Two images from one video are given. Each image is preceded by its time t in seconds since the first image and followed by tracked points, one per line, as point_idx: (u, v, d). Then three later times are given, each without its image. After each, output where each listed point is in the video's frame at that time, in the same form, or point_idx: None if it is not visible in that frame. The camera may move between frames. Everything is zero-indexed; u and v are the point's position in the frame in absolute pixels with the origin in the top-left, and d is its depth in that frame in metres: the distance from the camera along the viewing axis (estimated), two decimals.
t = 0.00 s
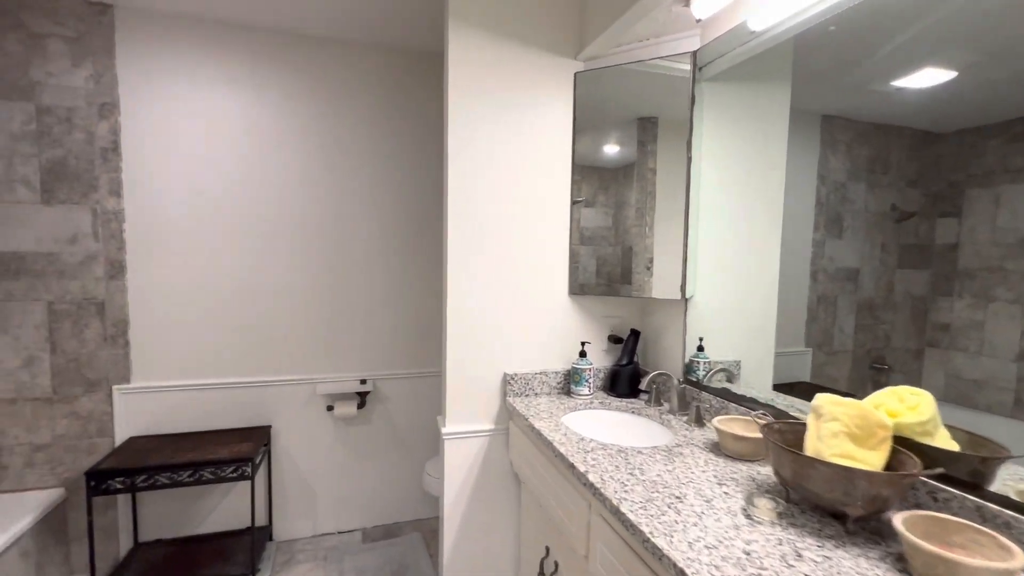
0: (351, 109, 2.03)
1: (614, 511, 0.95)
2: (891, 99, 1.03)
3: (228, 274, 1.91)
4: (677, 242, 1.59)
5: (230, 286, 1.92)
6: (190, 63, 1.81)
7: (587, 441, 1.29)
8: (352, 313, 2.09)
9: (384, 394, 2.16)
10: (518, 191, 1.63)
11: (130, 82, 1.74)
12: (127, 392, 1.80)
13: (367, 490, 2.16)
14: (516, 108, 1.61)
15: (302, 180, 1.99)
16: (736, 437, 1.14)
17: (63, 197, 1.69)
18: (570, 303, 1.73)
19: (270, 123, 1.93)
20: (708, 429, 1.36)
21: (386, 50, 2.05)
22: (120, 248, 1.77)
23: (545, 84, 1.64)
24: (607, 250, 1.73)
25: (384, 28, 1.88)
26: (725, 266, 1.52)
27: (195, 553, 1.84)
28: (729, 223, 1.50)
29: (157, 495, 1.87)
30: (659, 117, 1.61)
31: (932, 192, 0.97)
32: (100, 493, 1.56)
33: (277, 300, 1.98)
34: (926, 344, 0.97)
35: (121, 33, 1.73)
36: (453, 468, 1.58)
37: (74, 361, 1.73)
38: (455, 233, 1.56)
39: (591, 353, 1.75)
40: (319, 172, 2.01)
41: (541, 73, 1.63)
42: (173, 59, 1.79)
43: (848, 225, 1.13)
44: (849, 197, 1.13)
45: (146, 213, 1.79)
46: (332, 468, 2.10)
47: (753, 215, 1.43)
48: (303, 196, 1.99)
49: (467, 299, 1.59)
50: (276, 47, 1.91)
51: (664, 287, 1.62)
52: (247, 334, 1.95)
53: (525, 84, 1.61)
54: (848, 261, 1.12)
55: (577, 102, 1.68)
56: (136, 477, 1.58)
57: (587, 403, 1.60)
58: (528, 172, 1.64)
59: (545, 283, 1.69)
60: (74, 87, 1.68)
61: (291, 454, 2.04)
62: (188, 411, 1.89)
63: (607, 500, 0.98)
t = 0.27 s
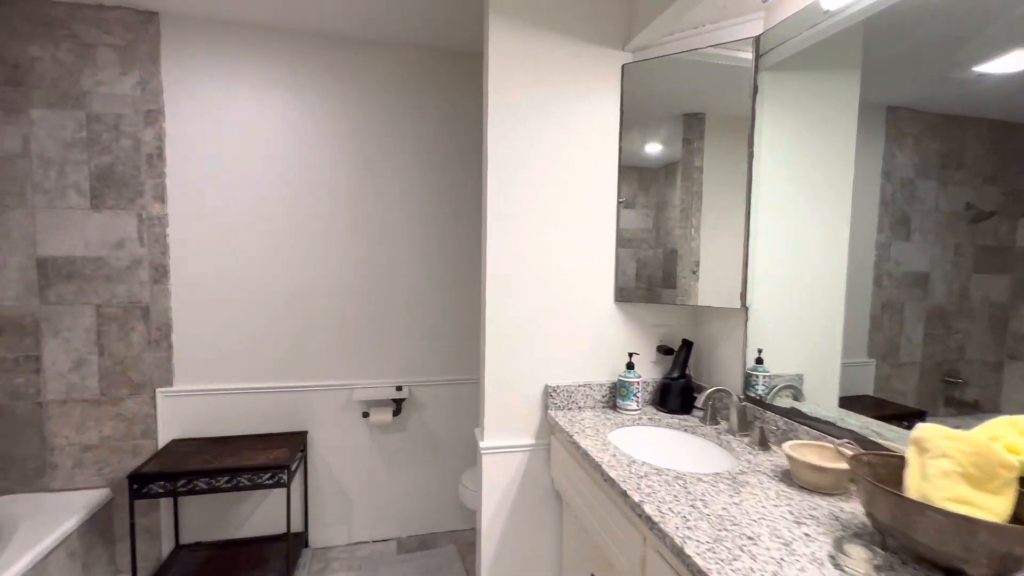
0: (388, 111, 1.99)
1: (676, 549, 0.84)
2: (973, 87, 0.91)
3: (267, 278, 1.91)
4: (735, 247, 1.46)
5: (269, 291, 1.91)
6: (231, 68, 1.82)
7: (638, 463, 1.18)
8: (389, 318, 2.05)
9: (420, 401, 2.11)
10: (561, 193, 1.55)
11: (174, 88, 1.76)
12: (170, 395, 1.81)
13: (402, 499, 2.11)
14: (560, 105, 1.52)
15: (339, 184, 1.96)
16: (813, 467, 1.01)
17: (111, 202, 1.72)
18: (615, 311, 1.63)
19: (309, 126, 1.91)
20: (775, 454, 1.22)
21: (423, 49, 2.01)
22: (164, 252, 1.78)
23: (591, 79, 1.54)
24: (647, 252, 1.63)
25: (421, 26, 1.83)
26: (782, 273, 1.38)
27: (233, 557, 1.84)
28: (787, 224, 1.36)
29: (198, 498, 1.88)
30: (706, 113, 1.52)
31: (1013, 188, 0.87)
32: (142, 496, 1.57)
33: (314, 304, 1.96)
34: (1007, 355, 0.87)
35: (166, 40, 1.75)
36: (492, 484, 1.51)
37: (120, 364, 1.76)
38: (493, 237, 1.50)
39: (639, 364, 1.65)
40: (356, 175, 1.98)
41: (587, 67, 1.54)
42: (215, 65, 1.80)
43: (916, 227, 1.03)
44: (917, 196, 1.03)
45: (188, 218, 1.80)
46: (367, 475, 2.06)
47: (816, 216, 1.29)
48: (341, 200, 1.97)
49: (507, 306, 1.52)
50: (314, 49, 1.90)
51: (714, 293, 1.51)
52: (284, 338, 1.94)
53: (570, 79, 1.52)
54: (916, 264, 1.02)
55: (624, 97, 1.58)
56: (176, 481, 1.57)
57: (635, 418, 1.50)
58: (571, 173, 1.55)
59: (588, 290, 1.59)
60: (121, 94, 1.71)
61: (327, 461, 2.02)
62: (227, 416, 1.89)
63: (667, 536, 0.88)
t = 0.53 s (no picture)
0: (428, 109, 1.95)
1: None
2: None
3: (308, 279, 1.90)
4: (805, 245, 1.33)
5: (310, 291, 1.91)
6: (275, 70, 1.83)
7: (698, 485, 1.07)
8: (427, 320, 2.01)
9: (459, 405, 2.05)
10: (609, 189, 1.45)
11: (221, 92, 1.78)
12: (216, 394, 1.84)
13: (440, 505, 2.06)
14: (609, 96, 1.43)
15: (379, 184, 1.94)
16: (910, 499, 0.87)
17: (161, 204, 1.76)
18: (666, 315, 1.51)
19: (349, 126, 1.90)
20: (858, 480, 1.08)
21: (464, 45, 1.95)
22: (211, 253, 1.81)
23: (643, 67, 1.44)
24: (694, 253, 1.52)
25: (463, 20, 1.78)
26: (849, 276, 1.24)
27: (274, 557, 1.84)
28: (860, 220, 1.22)
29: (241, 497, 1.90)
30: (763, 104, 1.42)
31: None
32: (187, 495, 1.58)
33: (354, 306, 1.95)
34: None
35: (214, 44, 1.77)
36: (534, 497, 1.43)
37: (169, 363, 1.79)
38: (536, 236, 1.42)
39: (695, 372, 1.53)
40: (396, 175, 1.95)
41: (639, 54, 1.44)
42: (259, 67, 1.81)
43: (1004, 223, 0.88)
44: (1005, 188, 0.88)
45: (233, 219, 1.82)
46: (405, 480, 2.03)
47: (893, 209, 1.14)
48: (381, 200, 1.94)
49: (550, 310, 1.44)
50: (356, 48, 1.88)
51: (772, 297, 1.41)
52: (325, 339, 1.93)
53: (620, 67, 1.43)
54: (1001, 265, 0.87)
55: (680, 86, 1.47)
56: (219, 481, 1.58)
57: (691, 432, 1.39)
58: (620, 168, 1.45)
59: (637, 293, 1.49)
60: (172, 99, 1.74)
61: (366, 464, 2.00)
62: (270, 416, 1.90)
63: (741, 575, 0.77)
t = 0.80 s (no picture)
0: (468, 103, 1.90)
1: None
2: None
3: (348, 278, 1.89)
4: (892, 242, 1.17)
5: (350, 291, 1.90)
6: (316, 69, 1.83)
7: (766, 513, 0.95)
8: (466, 321, 1.95)
9: (498, 409, 1.99)
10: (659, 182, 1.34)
11: (265, 92, 1.80)
12: (259, 392, 1.86)
13: (478, 512, 2.01)
14: (661, 82, 1.32)
15: (418, 182, 1.90)
16: None
17: (209, 205, 1.79)
18: (723, 320, 1.38)
19: (388, 123, 1.87)
20: (961, 516, 0.92)
21: (505, 36, 1.89)
22: (254, 253, 1.83)
23: (699, 49, 1.32)
24: (747, 252, 1.39)
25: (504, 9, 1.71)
26: (945, 277, 1.08)
27: (313, 557, 1.84)
28: (959, 213, 1.05)
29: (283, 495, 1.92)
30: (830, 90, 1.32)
31: None
32: (229, 492, 1.60)
33: (392, 306, 1.92)
34: None
35: (259, 46, 1.79)
36: (576, 512, 1.34)
37: (216, 361, 1.83)
38: (580, 233, 1.33)
39: (756, 382, 1.40)
40: (435, 172, 1.90)
41: (695, 35, 1.32)
42: (301, 67, 1.82)
43: None
44: None
45: (275, 219, 1.84)
46: (443, 484, 1.99)
47: (1004, 199, 0.97)
48: (419, 198, 1.90)
49: (595, 312, 1.35)
50: (395, 44, 1.85)
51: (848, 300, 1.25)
52: (364, 339, 1.92)
53: (673, 50, 1.32)
54: None
55: (742, 68, 1.33)
56: (260, 480, 1.59)
57: (753, 449, 1.26)
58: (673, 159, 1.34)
59: (691, 295, 1.37)
60: (219, 101, 1.78)
61: (404, 466, 1.97)
62: (310, 415, 1.91)
63: None
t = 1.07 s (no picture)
0: (506, 98, 1.83)
1: None
2: None
3: (385, 279, 1.88)
4: (997, 240, 1.00)
5: (386, 292, 1.88)
6: (355, 68, 1.82)
7: (840, 554, 0.82)
8: (503, 323, 1.89)
9: (536, 416, 1.91)
10: (711, 175, 1.23)
11: (305, 94, 1.81)
12: (299, 391, 1.88)
13: (514, 521, 1.94)
14: (710, 68, 1.23)
15: (455, 180, 1.85)
16: None
17: (252, 206, 1.82)
18: (785, 327, 1.24)
19: (425, 121, 1.84)
20: None
21: (545, 26, 1.80)
22: (295, 253, 1.85)
23: (755, 30, 1.21)
24: (809, 253, 1.26)
25: None
26: None
27: (349, 560, 1.83)
28: None
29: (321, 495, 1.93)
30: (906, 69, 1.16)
31: None
32: (267, 491, 1.61)
33: (428, 307, 1.88)
34: None
35: (300, 48, 1.80)
36: (617, 533, 1.25)
37: (258, 360, 1.86)
38: (623, 232, 1.24)
39: (824, 398, 1.25)
40: (471, 170, 1.85)
41: (751, 15, 1.21)
42: (340, 67, 1.81)
43: None
44: None
45: (314, 220, 1.85)
46: (478, 491, 1.94)
47: None
48: (456, 197, 1.86)
49: (639, 316, 1.25)
50: (432, 40, 1.81)
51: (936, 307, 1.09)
52: (400, 341, 1.89)
53: (724, 33, 1.22)
54: None
55: (806, 48, 1.21)
56: (296, 480, 1.59)
57: (821, 476, 1.12)
58: (726, 151, 1.23)
59: (747, 299, 1.24)
60: (262, 104, 1.80)
61: (439, 471, 1.93)
62: (348, 416, 1.90)
63: None
